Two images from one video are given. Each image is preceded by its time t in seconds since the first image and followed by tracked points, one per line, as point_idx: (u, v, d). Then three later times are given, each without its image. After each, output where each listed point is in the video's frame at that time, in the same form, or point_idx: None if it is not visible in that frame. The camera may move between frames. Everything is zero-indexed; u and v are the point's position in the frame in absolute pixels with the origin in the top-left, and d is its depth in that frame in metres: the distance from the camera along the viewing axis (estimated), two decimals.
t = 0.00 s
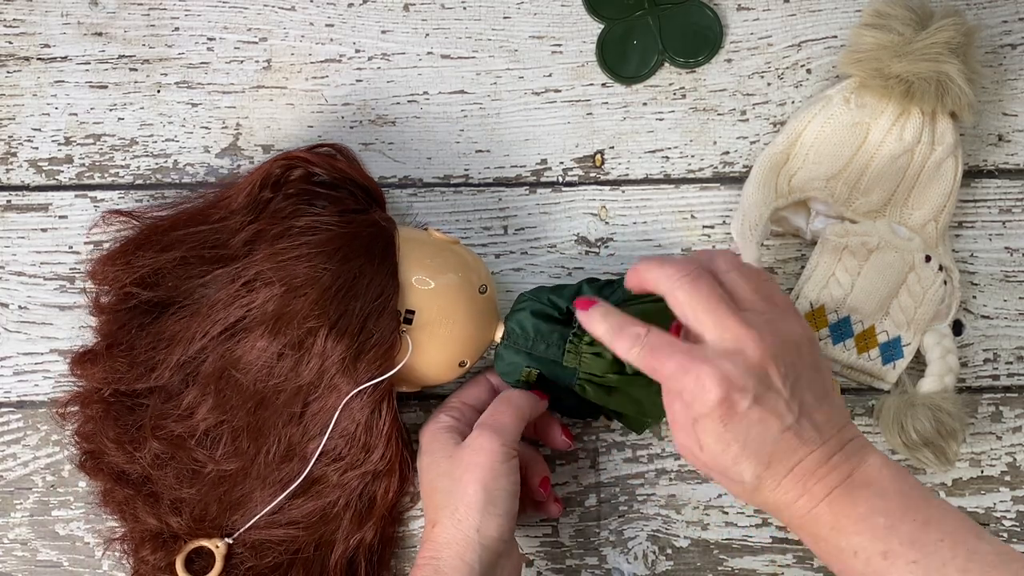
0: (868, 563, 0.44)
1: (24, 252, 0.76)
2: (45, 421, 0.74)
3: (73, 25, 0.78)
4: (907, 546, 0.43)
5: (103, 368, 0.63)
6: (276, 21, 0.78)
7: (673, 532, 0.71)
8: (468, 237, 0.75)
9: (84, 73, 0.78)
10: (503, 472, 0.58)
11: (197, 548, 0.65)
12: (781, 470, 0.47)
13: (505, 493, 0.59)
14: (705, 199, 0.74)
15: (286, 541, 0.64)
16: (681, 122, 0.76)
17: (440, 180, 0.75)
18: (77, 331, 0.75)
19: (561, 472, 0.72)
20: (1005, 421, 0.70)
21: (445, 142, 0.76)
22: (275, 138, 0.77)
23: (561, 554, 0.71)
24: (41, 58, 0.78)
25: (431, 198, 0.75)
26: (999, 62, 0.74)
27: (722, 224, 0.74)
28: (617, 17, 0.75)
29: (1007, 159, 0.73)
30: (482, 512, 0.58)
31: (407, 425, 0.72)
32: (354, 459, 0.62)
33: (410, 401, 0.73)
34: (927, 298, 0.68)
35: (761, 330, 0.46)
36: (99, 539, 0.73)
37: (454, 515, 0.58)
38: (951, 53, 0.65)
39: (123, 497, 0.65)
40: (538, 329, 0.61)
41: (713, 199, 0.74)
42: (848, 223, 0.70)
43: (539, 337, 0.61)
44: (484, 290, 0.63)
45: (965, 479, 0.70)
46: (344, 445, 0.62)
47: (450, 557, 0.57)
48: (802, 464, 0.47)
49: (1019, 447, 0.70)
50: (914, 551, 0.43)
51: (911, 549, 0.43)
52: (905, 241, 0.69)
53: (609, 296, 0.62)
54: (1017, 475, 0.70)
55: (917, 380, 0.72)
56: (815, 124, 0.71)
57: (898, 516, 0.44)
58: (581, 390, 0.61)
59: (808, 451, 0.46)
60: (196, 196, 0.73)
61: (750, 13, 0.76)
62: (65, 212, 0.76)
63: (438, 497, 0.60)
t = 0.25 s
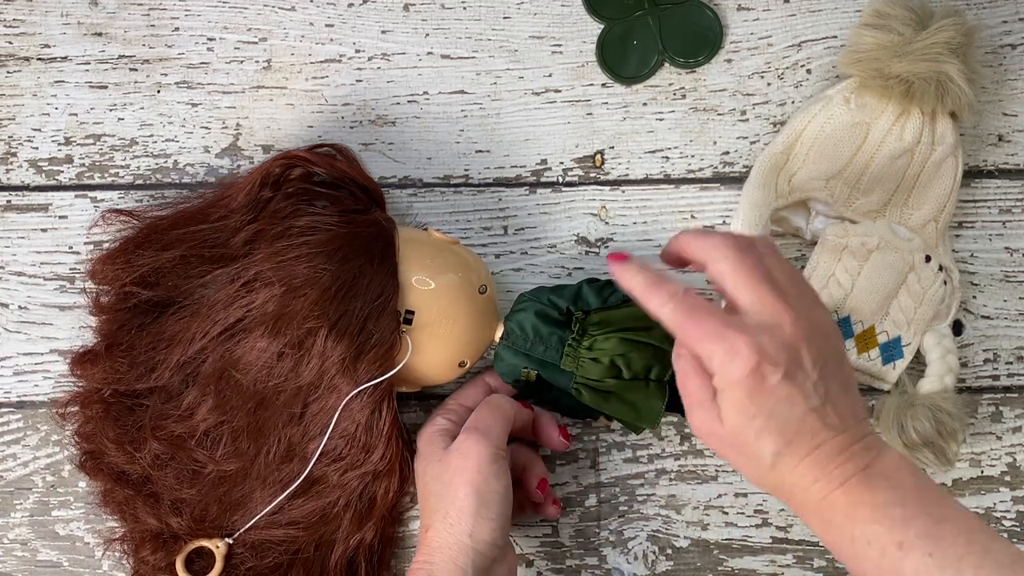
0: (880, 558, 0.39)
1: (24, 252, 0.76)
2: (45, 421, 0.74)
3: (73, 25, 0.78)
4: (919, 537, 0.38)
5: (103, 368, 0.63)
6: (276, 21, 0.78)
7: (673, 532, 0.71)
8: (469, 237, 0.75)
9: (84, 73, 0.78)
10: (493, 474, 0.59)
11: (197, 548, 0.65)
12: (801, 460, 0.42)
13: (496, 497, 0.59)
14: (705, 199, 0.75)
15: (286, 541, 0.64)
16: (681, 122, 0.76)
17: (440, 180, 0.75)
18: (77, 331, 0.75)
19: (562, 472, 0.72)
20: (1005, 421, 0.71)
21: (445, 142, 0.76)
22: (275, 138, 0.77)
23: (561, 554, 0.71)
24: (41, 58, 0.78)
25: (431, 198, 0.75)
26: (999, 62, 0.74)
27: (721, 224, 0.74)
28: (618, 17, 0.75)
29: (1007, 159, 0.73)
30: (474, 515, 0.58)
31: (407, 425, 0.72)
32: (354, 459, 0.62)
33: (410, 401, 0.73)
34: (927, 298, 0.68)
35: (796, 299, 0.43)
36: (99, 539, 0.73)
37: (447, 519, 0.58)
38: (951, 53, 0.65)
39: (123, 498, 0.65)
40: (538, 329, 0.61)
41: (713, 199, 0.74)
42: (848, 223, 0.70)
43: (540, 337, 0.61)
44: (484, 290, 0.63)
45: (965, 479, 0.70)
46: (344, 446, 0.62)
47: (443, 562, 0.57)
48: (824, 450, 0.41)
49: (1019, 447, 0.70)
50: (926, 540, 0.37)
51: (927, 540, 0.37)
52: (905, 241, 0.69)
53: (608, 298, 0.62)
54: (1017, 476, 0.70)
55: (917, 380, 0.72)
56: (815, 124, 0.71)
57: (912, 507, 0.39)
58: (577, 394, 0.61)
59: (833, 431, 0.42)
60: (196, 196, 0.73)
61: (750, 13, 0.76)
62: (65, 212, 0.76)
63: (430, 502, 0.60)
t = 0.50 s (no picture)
0: (863, 510, 0.44)
1: (24, 252, 0.76)
2: (45, 421, 0.74)
3: (73, 25, 0.78)
4: (909, 488, 0.43)
5: (103, 368, 0.63)
6: (276, 21, 0.78)
7: (673, 532, 0.71)
8: (468, 237, 0.75)
9: (84, 73, 0.78)
10: (467, 498, 0.58)
11: (198, 548, 0.65)
12: (787, 444, 0.48)
13: (478, 520, 0.58)
14: (705, 200, 0.75)
15: (286, 541, 0.64)
16: (681, 122, 0.76)
17: (440, 180, 0.75)
18: (77, 331, 0.75)
19: (562, 472, 0.72)
20: (1005, 421, 0.71)
21: (445, 142, 0.76)
22: (275, 138, 0.77)
23: (561, 554, 0.71)
24: (41, 58, 0.78)
25: (431, 198, 0.75)
26: (998, 62, 0.74)
27: (722, 224, 0.74)
28: (618, 17, 0.75)
29: (1007, 159, 0.73)
30: (461, 542, 0.57)
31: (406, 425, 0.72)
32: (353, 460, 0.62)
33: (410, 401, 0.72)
34: (927, 299, 0.68)
35: (738, 298, 0.52)
36: (99, 539, 0.73)
37: (437, 553, 0.57)
38: (951, 54, 0.65)
39: (123, 498, 0.65)
40: (538, 329, 0.61)
41: (714, 199, 0.74)
42: (848, 223, 0.70)
43: (541, 337, 0.61)
44: (484, 290, 0.63)
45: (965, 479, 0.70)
46: (344, 446, 0.61)
47: None
48: (800, 433, 0.48)
49: (1020, 447, 0.70)
50: (917, 491, 0.43)
51: (918, 491, 0.43)
52: (905, 241, 0.68)
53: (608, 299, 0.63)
54: (1017, 476, 0.70)
55: (917, 380, 0.72)
56: (815, 124, 0.71)
57: (905, 459, 0.44)
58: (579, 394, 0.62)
59: (806, 412, 0.48)
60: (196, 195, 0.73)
61: (750, 13, 0.76)
62: (65, 212, 0.76)
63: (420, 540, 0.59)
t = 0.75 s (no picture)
0: (857, 553, 0.47)
1: (25, 252, 0.76)
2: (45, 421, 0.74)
3: (73, 25, 0.78)
4: (904, 528, 0.46)
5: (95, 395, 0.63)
6: (276, 21, 0.78)
7: (673, 532, 0.72)
8: (468, 237, 0.75)
9: (84, 73, 0.78)
10: (438, 511, 0.55)
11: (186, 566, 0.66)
12: (777, 487, 0.49)
13: (456, 530, 0.54)
14: (705, 199, 0.75)
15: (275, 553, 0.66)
16: (681, 122, 0.76)
17: (440, 180, 0.75)
18: (77, 331, 0.75)
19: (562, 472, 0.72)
20: (1004, 421, 0.71)
21: (445, 142, 0.76)
22: (275, 138, 0.77)
23: (561, 554, 0.72)
24: (41, 58, 0.78)
25: (431, 198, 0.75)
26: (999, 62, 0.74)
27: (721, 224, 0.74)
28: (618, 17, 0.75)
29: (1007, 159, 0.73)
30: (444, 558, 0.53)
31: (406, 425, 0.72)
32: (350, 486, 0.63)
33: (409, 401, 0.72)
34: (927, 299, 0.68)
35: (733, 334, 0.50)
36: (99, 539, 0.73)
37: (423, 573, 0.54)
38: (951, 53, 0.65)
39: (103, 525, 0.65)
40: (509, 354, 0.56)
41: (714, 199, 0.75)
42: (848, 223, 0.70)
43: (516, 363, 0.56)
44: (450, 320, 0.56)
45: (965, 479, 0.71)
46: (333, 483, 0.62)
47: None
48: (791, 477, 0.48)
49: (1019, 447, 0.70)
50: (911, 533, 0.45)
51: (912, 533, 0.45)
52: (905, 241, 0.69)
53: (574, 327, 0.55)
54: (1016, 475, 0.70)
55: (917, 380, 0.72)
56: (815, 124, 0.70)
57: (896, 500, 0.46)
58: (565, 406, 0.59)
59: (797, 457, 0.48)
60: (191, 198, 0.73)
61: (750, 13, 0.76)
62: (65, 212, 0.76)
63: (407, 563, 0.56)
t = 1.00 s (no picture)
0: None
1: (24, 252, 0.76)
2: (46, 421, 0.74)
3: (73, 25, 0.78)
4: None
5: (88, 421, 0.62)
6: (276, 21, 0.78)
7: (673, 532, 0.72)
8: (468, 237, 0.75)
9: (84, 73, 0.78)
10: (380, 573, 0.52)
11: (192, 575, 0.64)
12: None
13: None
14: (705, 199, 0.75)
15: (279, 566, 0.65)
16: (681, 121, 0.76)
17: (440, 180, 0.75)
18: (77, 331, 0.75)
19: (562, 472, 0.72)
20: (1005, 421, 0.71)
21: (445, 142, 0.76)
22: (275, 138, 0.77)
23: (561, 554, 0.72)
24: (41, 58, 0.78)
25: (431, 198, 0.75)
26: (998, 62, 0.74)
27: (722, 224, 0.74)
28: (618, 17, 0.75)
29: (1007, 159, 0.73)
30: None
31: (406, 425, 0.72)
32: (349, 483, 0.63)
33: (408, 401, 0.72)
34: (927, 299, 0.68)
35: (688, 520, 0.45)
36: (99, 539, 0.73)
37: None
38: (951, 53, 0.65)
39: (101, 549, 0.65)
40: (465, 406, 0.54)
41: (713, 199, 0.75)
42: (848, 223, 0.70)
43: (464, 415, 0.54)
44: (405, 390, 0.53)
45: (965, 479, 0.71)
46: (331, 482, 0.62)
47: None
48: None
49: (1019, 447, 0.71)
50: None
51: None
52: (905, 241, 0.68)
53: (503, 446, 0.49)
54: (1016, 475, 0.71)
55: (917, 380, 0.72)
56: (814, 124, 0.70)
57: None
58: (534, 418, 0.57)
59: None
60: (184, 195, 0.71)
61: (750, 12, 0.76)
62: (65, 212, 0.76)
63: None
